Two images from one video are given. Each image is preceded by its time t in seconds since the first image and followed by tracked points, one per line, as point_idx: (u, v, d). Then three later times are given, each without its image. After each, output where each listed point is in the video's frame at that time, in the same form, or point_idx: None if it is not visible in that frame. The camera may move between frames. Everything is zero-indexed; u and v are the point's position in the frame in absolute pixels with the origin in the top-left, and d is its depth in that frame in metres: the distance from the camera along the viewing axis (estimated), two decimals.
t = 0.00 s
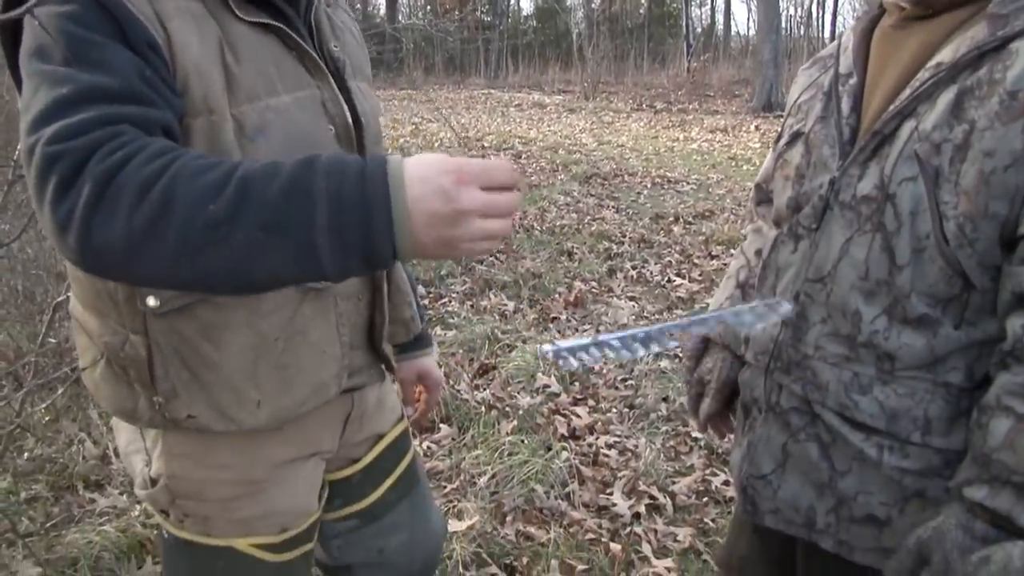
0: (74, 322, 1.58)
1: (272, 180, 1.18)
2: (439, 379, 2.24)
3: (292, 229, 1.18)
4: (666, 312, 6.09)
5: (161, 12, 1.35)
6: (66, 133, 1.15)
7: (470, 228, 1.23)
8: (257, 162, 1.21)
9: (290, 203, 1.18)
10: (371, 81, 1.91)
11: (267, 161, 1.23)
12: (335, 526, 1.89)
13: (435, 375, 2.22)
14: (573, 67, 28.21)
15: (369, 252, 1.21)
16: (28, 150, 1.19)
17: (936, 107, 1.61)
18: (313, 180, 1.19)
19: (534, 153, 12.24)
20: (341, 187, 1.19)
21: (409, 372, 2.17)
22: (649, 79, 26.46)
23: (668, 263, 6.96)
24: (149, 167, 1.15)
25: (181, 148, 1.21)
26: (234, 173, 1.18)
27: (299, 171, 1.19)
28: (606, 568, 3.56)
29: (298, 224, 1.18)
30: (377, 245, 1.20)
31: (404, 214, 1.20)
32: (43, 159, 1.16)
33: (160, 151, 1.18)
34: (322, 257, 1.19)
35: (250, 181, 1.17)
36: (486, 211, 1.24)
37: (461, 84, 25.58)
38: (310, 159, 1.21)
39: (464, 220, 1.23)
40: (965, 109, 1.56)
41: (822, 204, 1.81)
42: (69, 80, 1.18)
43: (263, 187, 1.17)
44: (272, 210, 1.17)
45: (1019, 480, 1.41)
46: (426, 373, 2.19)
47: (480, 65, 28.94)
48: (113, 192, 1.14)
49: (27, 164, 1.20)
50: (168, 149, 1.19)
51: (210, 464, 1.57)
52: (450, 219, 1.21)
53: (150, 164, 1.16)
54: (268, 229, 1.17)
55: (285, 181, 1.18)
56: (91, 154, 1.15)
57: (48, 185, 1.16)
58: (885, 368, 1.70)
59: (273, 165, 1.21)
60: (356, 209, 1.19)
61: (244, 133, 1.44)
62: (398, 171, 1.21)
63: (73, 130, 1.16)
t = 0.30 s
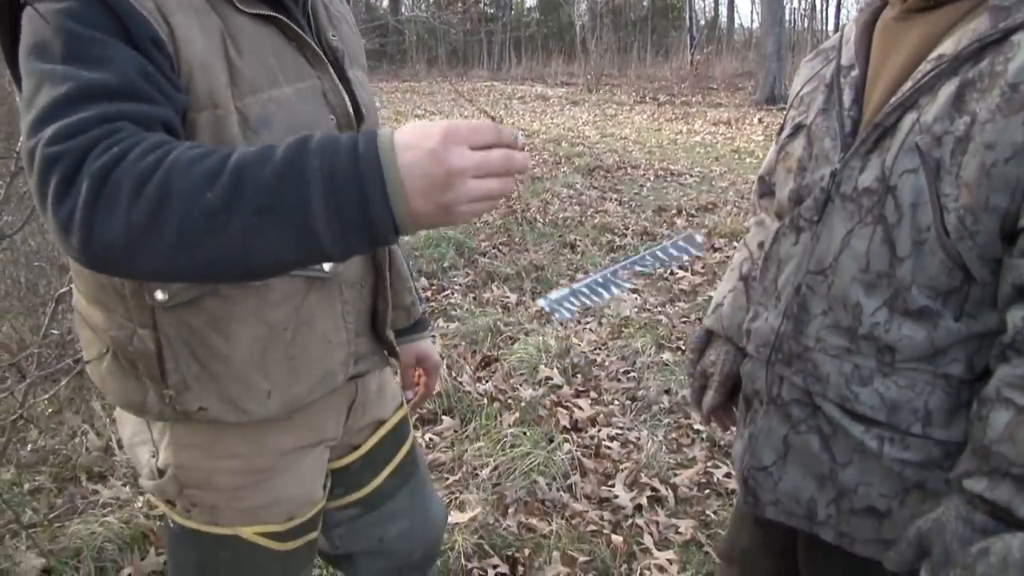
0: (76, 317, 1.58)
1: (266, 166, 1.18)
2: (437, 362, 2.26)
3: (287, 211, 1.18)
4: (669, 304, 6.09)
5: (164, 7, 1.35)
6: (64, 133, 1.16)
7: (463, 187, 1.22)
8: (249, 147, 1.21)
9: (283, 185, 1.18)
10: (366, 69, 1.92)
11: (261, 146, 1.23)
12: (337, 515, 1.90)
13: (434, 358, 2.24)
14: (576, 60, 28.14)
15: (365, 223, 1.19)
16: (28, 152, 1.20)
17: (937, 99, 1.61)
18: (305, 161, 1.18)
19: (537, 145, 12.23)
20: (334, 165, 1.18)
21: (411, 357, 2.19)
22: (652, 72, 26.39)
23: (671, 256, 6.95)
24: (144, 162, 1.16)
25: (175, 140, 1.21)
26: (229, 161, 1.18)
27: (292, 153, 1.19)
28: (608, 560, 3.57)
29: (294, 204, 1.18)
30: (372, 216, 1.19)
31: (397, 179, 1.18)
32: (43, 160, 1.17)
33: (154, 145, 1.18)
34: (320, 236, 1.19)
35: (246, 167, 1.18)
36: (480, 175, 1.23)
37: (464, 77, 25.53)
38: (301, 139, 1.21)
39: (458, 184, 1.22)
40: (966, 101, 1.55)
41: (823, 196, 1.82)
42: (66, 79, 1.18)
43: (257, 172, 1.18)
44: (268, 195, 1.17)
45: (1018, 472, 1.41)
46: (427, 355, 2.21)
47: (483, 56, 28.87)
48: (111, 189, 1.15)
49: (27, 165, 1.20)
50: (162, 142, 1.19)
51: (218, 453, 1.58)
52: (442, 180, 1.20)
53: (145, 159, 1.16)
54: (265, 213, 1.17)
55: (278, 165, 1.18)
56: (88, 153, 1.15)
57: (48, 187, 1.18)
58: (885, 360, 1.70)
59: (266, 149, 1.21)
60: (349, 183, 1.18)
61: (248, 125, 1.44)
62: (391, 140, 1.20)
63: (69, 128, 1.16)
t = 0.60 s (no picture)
0: (80, 319, 1.59)
1: (270, 157, 1.19)
2: (434, 350, 2.27)
3: (294, 201, 1.18)
4: (671, 301, 6.09)
5: (172, 7, 1.35)
6: (72, 138, 1.17)
7: (459, 152, 1.18)
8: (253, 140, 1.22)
9: (289, 175, 1.18)
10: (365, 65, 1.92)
11: (264, 138, 1.24)
12: (339, 510, 1.91)
13: (430, 347, 2.25)
14: (578, 57, 28.11)
15: (371, 206, 1.19)
16: (37, 159, 1.21)
17: (936, 95, 1.61)
18: (308, 150, 1.19)
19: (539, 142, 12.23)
20: (336, 151, 1.19)
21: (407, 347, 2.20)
22: (654, 69, 26.35)
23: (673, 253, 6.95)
24: (150, 161, 1.16)
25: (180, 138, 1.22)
26: (234, 155, 1.19)
27: (294, 142, 1.20)
28: (609, 556, 3.57)
29: (299, 192, 1.18)
30: (376, 197, 1.19)
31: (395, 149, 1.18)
32: (52, 165, 1.18)
33: (159, 145, 1.19)
34: (327, 222, 1.19)
35: (251, 160, 1.18)
36: (475, 141, 1.19)
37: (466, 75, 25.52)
38: (303, 129, 1.22)
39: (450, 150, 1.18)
40: (965, 97, 1.55)
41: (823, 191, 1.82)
42: (73, 83, 1.19)
43: (261, 164, 1.18)
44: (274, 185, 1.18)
45: (1016, 467, 1.42)
46: (424, 346, 2.22)
47: (485, 54, 28.86)
48: (119, 191, 1.16)
49: (36, 172, 1.21)
50: (167, 142, 1.20)
51: (227, 449, 1.59)
52: (435, 146, 1.17)
53: (151, 159, 1.17)
54: (272, 203, 1.18)
55: (282, 156, 1.19)
56: (95, 156, 1.16)
57: (58, 192, 1.18)
58: (884, 355, 1.71)
59: (270, 140, 1.21)
60: (352, 167, 1.18)
61: (257, 122, 1.45)
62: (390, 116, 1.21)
63: (76, 132, 1.17)
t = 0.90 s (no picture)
0: (76, 317, 1.60)
1: (256, 131, 1.18)
2: (431, 372, 2.29)
3: (277, 170, 1.17)
4: (672, 304, 6.09)
5: (170, 6, 1.36)
6: (68, 117, 1.18)
7: (396, 80, 1.14)
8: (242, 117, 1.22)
9: (272, 146, 1.17)
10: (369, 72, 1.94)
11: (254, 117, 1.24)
12: (337, 517, 1.92)
13: (427, 368, 2.26)
14: (579, 60, 28.14)
15: (347, 173, 1.17)
16: (32, 141, 1.21)
17: (934, 97, 1.61)
18: (293, 122, 1.18)
19: (540, 145, 12.24)
20: (318, 120, 1.18)
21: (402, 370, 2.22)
22: (655, 72, 26.36)
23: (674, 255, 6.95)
24: (141, 137, 1.17)
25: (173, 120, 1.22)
26: (222, 132, 1.19)
27: (279, 115, 1.19)
28: (611, 559, 3.58)
29: (281, 163, 1.17)
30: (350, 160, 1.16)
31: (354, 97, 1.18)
32: (47, 145, 1.18)
33: (151, 125, 1.19)
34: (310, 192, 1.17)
35: (238, 135, 1.18)
36: (409, 67, 1.15)
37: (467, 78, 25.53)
38: (289, 103, 1.21)
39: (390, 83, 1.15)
40: (963, 99, 1.56)
41: (822, 194, 1.83)
42: (71, 68, 1.21)
43: (247, 137, 1.18)
44: (259, 157, 1.17)
45: (1015, 468, 1.42)
46: (420, 369, 2.23)
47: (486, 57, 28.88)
48: (109, 168, 1.16)
49: (31, 154, 1.22)
50: (159, 122, 1.20)
51: (215, 455, 1.59)
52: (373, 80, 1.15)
53: (142, 135, 1.17)
54: (256, 175, 1.17)
55: (268, 128, 1.18)
56: (89, 135, 1.17)
57: (52, 171, 1.19)
58: (884, 357, 1.71)
59: (258, 118, 1.21)
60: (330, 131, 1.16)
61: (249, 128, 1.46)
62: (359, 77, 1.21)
63: (72, 113, 1.18)
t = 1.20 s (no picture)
0: (74, 325, 1.60)
1: (260, 140, 1.19)
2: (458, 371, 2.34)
3: (280, 179, 1.17)
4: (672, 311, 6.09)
5: (173, 15, 1.37)
6: (68, 122, 1.17)
7: (404, 93, 1.14)
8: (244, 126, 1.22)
9: (276, 157, 1.17)
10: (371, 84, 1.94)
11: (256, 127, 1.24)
12: (336, 528, 1.90)
13: (453, 365, 2.32)
14: (578, 67, 28.17)
15: (350, 184, 1.17)
16: (31, 145, 1.20)
17: (932, 105, 1.61)
18: (297, 133, 1.18)
19: (540, 152, 12.24)
20: (321, 132, 1.18)
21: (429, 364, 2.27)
22: (654, 78, 26.39)
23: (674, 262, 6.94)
24: (144, 143, 1.17)
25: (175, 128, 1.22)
26: (225, 141, 1.19)
27: (283, 126, 1.19)
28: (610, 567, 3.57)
29: (285, 175, 1.17)
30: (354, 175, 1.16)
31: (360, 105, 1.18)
32: (46, 148, 1.18)
33: (153, 132, 1.19)
34: (314, 204, 1.17)
35: (242, 144, 1.18)
36: (421, 83, 1.15)
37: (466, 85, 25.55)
38: (292, 115, 1.21)
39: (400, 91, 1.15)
40: (961, 108, 1.56)
41: (821, 202, 1.83)
42: (73, 74, 1.20)
43: (251, 146, 1.18)
44: (262, 167, 1.17)
45: (1016, 478, 1.41)
46: (447, 362, 2.29)
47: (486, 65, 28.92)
48: (111, 172, 1.15)
49: (30, 157, 1.21)
50: (161, 129, 1.20)
51: (214, 466, 1.59)
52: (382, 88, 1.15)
53: (144, 141, 1.17)
54: (259, 184, 1.17)
55: (271, 138, 1.18)
56: (90, 140, 1.16)
57: (50, 174, 1.18)
58: (884, 366, 1.71)
59: (261, 128, 1.22)
60: (336, 145, 1.17)
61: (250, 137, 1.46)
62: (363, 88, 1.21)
63: (74, 117, 1.18)
